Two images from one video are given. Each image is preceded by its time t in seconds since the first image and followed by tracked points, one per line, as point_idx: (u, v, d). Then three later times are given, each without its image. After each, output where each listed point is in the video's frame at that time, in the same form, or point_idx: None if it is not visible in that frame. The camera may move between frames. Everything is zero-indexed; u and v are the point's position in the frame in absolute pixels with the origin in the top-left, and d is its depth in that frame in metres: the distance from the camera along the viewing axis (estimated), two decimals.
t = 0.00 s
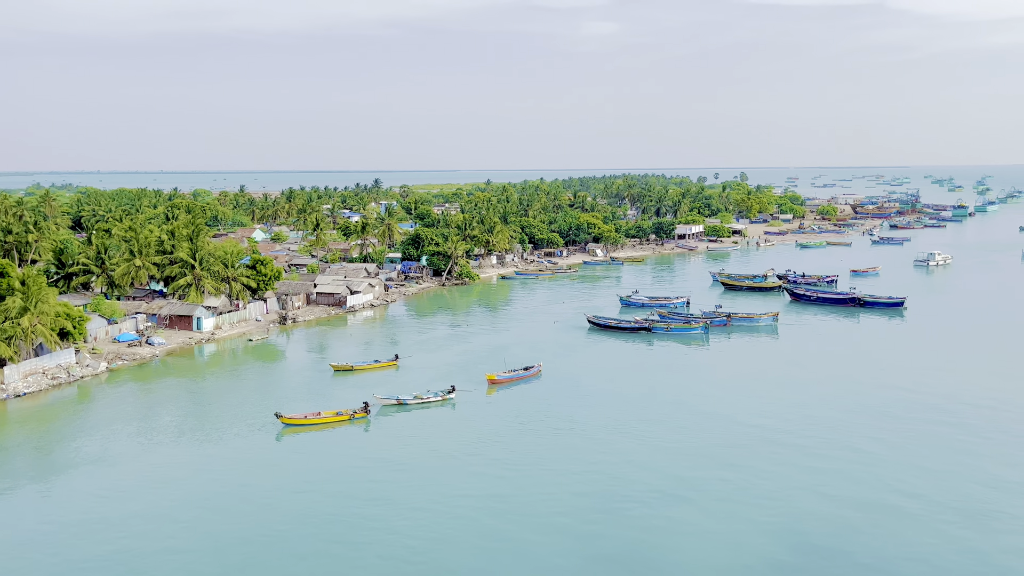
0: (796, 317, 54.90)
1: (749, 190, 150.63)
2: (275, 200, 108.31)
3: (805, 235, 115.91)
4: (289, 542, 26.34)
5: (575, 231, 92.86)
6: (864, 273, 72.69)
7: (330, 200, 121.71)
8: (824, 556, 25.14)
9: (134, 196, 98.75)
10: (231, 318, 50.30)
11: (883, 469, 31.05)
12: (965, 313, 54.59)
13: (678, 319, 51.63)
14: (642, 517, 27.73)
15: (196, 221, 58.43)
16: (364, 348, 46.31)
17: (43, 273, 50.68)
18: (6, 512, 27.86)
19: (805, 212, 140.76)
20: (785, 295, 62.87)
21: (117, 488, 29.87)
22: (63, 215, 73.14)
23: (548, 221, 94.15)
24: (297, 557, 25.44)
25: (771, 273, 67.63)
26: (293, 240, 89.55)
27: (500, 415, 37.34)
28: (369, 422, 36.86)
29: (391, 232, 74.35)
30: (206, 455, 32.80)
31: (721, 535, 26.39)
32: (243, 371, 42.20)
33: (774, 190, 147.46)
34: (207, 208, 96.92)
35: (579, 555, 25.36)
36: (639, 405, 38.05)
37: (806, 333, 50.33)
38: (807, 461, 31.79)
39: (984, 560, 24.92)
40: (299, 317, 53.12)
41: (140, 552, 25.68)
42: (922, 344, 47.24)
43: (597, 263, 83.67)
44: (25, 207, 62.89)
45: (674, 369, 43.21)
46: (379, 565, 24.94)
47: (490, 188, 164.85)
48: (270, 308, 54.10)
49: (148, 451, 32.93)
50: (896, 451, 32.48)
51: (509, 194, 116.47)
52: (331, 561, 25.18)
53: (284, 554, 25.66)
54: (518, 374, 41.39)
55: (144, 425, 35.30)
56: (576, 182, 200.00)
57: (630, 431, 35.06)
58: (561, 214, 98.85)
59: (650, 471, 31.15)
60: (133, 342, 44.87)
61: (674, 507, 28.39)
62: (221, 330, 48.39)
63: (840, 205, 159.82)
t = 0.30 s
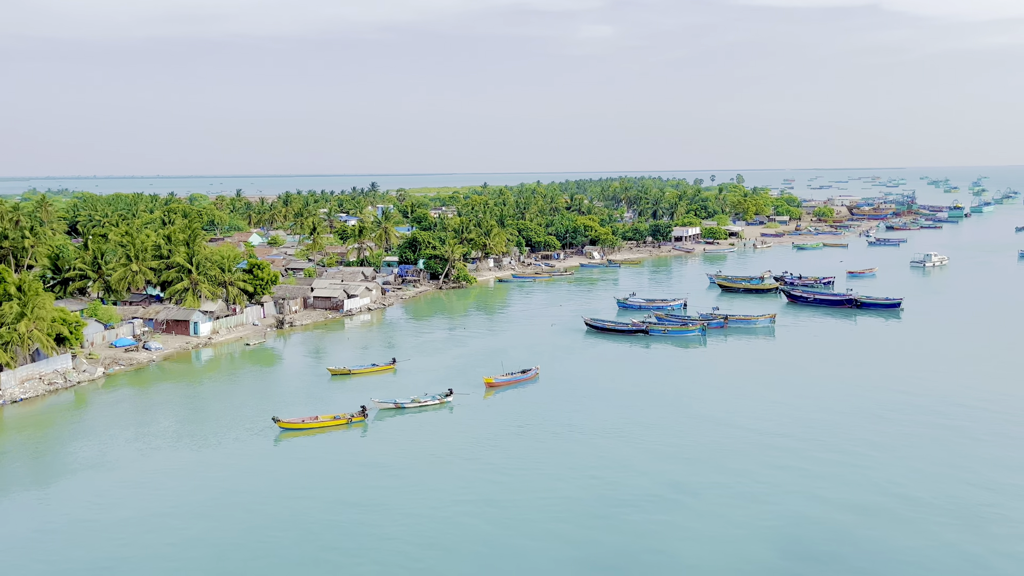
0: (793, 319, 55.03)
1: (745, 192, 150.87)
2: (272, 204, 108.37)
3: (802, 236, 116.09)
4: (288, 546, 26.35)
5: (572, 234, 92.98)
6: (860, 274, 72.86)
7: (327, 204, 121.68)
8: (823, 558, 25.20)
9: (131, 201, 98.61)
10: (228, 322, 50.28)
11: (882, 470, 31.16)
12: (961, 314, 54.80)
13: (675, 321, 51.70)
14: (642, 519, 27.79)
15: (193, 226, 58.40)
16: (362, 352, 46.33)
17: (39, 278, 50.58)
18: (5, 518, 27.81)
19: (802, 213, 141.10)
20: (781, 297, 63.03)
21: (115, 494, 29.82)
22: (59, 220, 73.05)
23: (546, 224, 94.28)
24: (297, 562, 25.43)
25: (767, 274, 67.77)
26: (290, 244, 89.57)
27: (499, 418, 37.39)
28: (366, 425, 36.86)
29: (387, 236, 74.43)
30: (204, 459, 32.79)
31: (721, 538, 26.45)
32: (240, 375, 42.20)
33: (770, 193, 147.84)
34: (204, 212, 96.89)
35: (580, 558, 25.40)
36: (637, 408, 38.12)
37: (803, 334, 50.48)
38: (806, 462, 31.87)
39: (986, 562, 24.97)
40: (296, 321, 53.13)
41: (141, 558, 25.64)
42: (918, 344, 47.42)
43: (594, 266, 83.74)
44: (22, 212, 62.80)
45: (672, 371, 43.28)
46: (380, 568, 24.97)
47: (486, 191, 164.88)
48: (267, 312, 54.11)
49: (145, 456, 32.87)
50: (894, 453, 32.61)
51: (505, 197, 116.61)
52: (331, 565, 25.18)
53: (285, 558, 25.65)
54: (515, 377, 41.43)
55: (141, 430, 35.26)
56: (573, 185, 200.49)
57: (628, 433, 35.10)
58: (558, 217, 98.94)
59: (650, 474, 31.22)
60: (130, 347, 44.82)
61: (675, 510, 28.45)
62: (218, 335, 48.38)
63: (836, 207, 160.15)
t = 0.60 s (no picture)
0: (789, 320, 55.14)
1: (740, 193, 151.23)
2: (269, 208, 108.44)
3: (797, 237, 116.42)
4: (287, 548, 26.30)
5: (568, 236, 93.12)
6: (856, 275, 73.02)
7: (324, 206, 121.83)
8: (822, 557, 25.28)
9: (127, 204, 98.51)
10: (225, 325, 50.23)
11: (879, 470, 31.25)
12: (957, 314, 55.03)
13: (672, 323, 51.77)
14: (641, 520, 27.81)
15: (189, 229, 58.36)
16: (359, 355, 46.33)
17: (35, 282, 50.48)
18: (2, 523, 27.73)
19: (797, 215, 141.53)
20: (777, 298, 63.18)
21: (112, 497, 29.75)
22: (55, 224, 73.00)
23: (542, 226, 94.44)
24: (296, 564, 25.42)
25: (764, 276, 67.92)
26: (286, 247, 89.66)
27: (496, 420, 37.39)
28: (365, 428, 36.81)
29: (384, 239, 74.48)
30: (201, 462, 32.73)
31: (720, 538, 26.50)
32: (237, 378, 42.17)
33: (766, 194, 148.27)
34: (200, 216, 96.87)
35: (579, 559, 25.43)
36: (634, 409, 38.16)
37: (799, 335, 50.60)
38: (804, 463, 31.93)
39: (984, 561, 25.06)
40: (293, 324, 53.11)
41: (139, 561, 25.59)
42: (914, 345, 47.59)
43: (590, 268, 83.86)
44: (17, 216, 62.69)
45: (669, 372, 43.33)
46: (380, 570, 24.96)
47: (482, 194, 165.06)
48: (264, 315, 54.08)
49: (142, 460, 32.80)
50: (891, 453, 32.71)
51: (502, 199, 116.75)
52: (330, 567, 25.17)
53: (284, 560, 25.63)
54: (512, 379, 41.45)
55: (138, 433, 35.19)
56: (569, 187, 200.59)
57: (626, 434, 35.09)
58: (555, 219, 99.11)
59: (648, 474, 31.27)
60: (126, 351, 44.75)
61: (673, 510, 28.48)
62: (214, 338, 48.35)
63: (829, 209, 160.27)
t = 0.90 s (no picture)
0: (784, 320, 55.29)
1: (734, 194, 151.68)
2: (263, 209, 108.40)
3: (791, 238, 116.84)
4: (282, 549, 26.29)
5: (563, 236, 93.23)
6: (850, 276, 73.29)
7: (319, 207, 121.84)
8: (816, 557, 25.39)
9: (121, 204, 98.26)
10: (219, 326, 50.13)
11: (872, 470, 31.38)
12: (950, 315, 55.31)
13: (666, 323, 51.88)
14: (635, 520, 27.88)
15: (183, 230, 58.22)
16: (354, 355, 46.29)
17: (28, 283, 50.27)
18: None
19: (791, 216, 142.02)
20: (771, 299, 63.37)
21: (106, 499, 29.66)
22: (49, 225, 72.75)
23: (537, 226, 94.58)
24: (291, 564, 25.41)
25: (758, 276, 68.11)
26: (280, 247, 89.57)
27: (491, 420, 37.40)
28: (359, 429, 36.78)
29: (379, 240, 74.49)
30: (195, 463, 32.66)
31: (714, 538, 26.59)
32: (232, 379, 42.11)
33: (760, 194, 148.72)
34: (195, 216, 96.71)
35: (574, 559, 25.50)
36: (629, 409, 38.23)
37: (793, 336, 50.77)
38: (797, 463, 32.04)
39: (975, 560, 25.23)
40: (287, 324, 53.06)
41: (133, 562, 25.53)
42: (907, 345, 47.83)
43: (584, 268, 84.01)
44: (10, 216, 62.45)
45: (663, 373, 43.43)
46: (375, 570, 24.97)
47: (477, 194, 165.16)
48: (258, 316, 54.01)
49: (136, 461, 32.70)
50: (884, 453, 32.84)
51: (497, 200, 116.89)
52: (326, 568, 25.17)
53: (279, 561, 25.62)
54: (507, 380, 41.47)
55: (132, 435, 35.09)
56: (565, 188, 200.97)
57: (621, 435, 35.15)
58: (549, 219, 99.24)
59: (642, 475, 31.34)
60: (120, 352, 44.62)
61: (667, 510, 28.58)
62: (208, 339, 48.27)
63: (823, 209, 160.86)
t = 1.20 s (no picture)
0: (776, 320, 55.43)
1: (727, 194, 152.00)
2: (256, 208, 108.16)
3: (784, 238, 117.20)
4: (275, 550, 26.28)
5: (556, 236, 93.25)
6: (842, 275, 73.50)
7: (312, 205, 121.61)
8: (806, 557, 25.53)
9: (113, 203, 97.80)
10: (211, 325, 49.97)
11: (862, 469, 31.57)
12: (941, 315, 55.58)
13: (659, 322, 51.96)
14: (627, 520, 27.98)
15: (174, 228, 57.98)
16: (347, 355, 46.21)
17: (17, 281, 50.00)
18: None
19: (784, 215, 142.43)
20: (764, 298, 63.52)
21: (97, 498, 29.53)
22: (40, 223, 72.38)
23: (530, 225, 94.61)
24: (283, 565, 25.41)
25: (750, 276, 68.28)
26: (273, 246, 89.38)
27: (484, 420, 37.39)
28: (351, 428, 36.75)
29: (372, 238, 74.32)
30: (187, 463, 32.55)
31: (705, 537, 26.71)
32: (224, 378, 41.98)
33: (753, 194, 149.13)
34: (187, 215, 96.38)
35: (566, 559, 25.57)
36: (621, 409, 38.31)
37: (785, 335, 50.93)
38: (788, 463, 32.19)
39: (963, 560, 25.44)
40: (280, 323, 52.93)
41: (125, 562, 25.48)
42: (898, 345, 48.08)
43: (578, 267, 84.08)
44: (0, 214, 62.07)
45: (656, 373, 43.53)
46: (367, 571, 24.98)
47: (471, 194, 165.09)
48: (250, 315, 53.86)
49: (127, 461, 32.58)
50: (874, 453, 33.03)
51: (491, 199, 116.89)
52: (318, 567, 25.18)
53: (271, 561, 25.61)
54: (500, 379, 41.49)
55: (124, 434, 34.94)
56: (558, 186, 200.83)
57: (614, 435, 35.22)
58: (543, 218, 99.27)
59: (634, 475, 31.44)
60: (111, 351, 44.44)
61: (658, 509, 28.70)
62: (200, 338, 48.12)
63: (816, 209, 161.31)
